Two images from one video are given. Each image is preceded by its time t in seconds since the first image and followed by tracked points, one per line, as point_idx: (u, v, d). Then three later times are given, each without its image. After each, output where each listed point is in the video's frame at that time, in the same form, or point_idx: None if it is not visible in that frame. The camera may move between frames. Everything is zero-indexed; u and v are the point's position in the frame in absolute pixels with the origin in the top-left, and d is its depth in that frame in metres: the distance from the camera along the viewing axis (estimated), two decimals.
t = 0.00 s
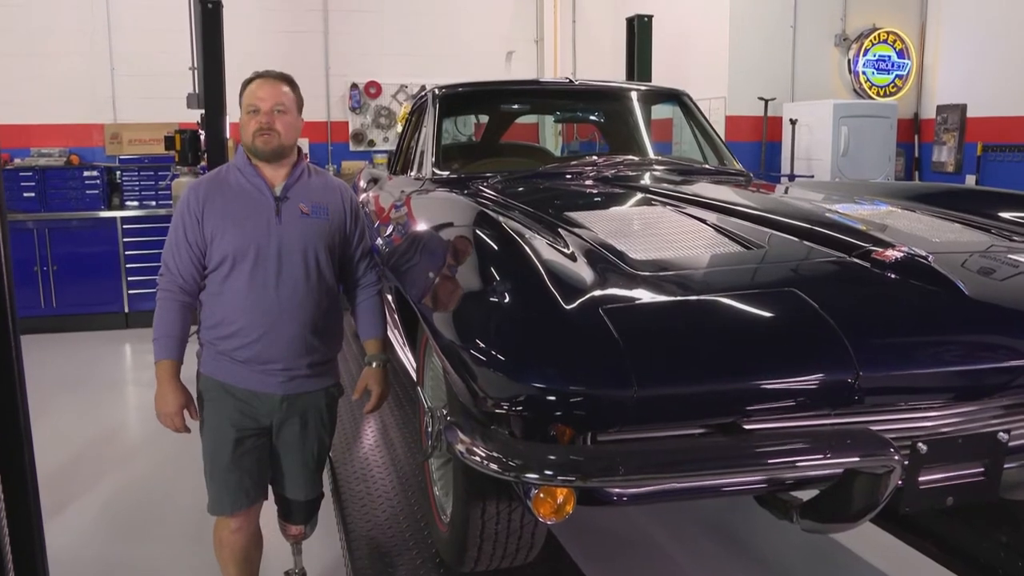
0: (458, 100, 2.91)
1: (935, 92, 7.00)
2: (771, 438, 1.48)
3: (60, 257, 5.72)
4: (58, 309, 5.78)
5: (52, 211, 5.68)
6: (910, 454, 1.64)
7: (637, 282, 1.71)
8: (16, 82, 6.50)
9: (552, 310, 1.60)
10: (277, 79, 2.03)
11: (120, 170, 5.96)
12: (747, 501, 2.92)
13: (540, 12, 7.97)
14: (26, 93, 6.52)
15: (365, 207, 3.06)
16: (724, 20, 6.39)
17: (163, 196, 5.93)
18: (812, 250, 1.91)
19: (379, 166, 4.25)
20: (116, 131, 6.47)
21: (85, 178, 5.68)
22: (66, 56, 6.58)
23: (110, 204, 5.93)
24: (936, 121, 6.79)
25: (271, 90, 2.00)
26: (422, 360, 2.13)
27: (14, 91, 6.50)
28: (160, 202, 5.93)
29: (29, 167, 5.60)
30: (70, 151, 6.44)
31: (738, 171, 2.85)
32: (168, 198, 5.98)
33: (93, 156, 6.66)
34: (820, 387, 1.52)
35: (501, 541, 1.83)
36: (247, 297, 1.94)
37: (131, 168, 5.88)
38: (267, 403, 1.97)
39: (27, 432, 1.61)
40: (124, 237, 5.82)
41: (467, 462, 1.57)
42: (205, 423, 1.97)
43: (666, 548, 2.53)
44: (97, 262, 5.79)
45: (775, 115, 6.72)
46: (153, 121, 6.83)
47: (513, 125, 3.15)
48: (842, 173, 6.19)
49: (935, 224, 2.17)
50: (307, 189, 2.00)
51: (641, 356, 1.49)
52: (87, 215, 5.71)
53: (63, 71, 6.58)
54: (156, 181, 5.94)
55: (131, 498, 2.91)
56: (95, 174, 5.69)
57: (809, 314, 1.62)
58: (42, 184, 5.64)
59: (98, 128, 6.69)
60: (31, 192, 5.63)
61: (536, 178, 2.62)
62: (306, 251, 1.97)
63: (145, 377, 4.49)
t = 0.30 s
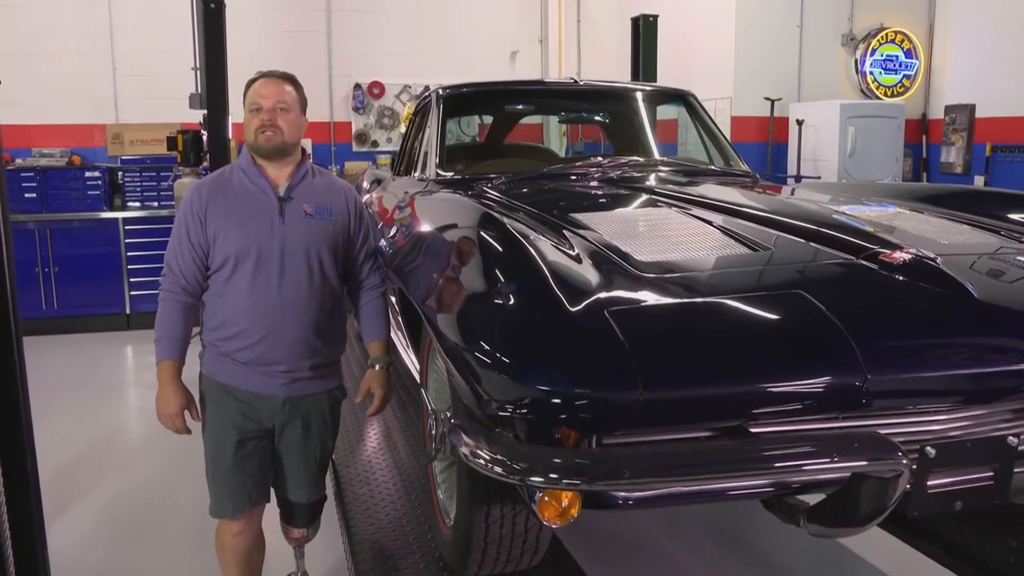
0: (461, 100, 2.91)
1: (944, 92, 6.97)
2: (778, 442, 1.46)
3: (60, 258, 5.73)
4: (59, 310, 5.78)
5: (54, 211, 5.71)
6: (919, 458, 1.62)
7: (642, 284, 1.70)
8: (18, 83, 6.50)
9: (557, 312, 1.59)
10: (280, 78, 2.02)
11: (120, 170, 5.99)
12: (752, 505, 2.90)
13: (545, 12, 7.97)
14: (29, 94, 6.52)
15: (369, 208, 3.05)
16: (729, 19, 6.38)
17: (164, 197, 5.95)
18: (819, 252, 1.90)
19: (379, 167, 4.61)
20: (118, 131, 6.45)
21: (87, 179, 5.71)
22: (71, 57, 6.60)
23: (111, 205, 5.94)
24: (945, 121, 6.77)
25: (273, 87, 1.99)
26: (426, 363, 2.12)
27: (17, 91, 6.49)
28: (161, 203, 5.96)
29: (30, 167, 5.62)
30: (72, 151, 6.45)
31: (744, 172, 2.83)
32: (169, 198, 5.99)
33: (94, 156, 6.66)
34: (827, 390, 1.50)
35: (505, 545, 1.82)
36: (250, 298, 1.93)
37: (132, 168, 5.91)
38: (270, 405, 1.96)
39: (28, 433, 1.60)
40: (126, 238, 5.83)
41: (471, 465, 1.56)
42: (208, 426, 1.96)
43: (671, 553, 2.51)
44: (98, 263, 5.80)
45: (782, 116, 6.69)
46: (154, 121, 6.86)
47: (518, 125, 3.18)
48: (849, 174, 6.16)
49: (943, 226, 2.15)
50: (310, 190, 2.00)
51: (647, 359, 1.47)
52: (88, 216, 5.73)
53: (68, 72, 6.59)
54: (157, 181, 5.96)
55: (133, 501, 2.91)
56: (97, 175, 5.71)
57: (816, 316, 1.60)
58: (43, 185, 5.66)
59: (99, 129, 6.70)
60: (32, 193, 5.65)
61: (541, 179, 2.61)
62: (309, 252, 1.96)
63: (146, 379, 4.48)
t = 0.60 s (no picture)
0: (466, 101, 2.89)
1: (952, 93, 6.95)
2: (785, 446, 1.44)
3: (61, 260, 5.74)
4: (60, 312, 5.80)
5: (56, 213, 5.70)
6: (929, 462, 1.61)
7: (648, 286, 1.68)
8: (24, 84, 6.53)
9: (563, 315, 1.58)
10: (283, 79, 2.02)
11: (123, 171, 5.98)
12: (757, 510, 2.87)
13: (549, 13, 7.96)
14: (34, 96, 6.55)
15: (372, 209, 3.04)
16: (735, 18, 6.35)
17: (167, 199, 5.93)
18: (826, 255, 1.88)
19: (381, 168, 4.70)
20: (120, 132, 6.60)
21: (89, 180, 5.70)
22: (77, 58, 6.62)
23: (115, 207, 5.94)
24: (954, 122, 6.73)
25: (277, 89, 1.98)
26: (430, 366, 2.11)
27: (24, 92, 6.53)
28: (163, 205, 5.93)
29: (32, 168, 5.61)
30: (74, 153, 6.51)
31: (751, 174, 2.81)
32: (172, 200, 5.97)
33: (96, 158, 6.70)
34: (835, 395, 1.48)
35: (510, 549, 1.80)
36: (253, 300, 1.92)
37: (135, 170, 5.88)
38: (274, 408, 1.95)
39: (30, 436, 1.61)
40: (126, 240, 5.84)
41: (475, 469, 1.54)
42: (211, 429, 1.95)
43: (676, 557, 2.50)
44: (98, 265, 5.80)
45: (789, 116, 6.67)
46: (155, 122, 6.88)
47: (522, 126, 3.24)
48: (857, 175, 6.13)
49: (952, 228, 2.13)
50: (314, 191, 1.99)
51: (653, 362, 1.45)
52: (90, 217, 5.72)
53: (71, 74, 6.61)
54: (160, 183, 5.93)
55: (135, 505, 2.89)
56: (99, 176, 5.72)
57: (823, 319, 1.58)
58: (45, 186, 5.66)
59: (102, 130, 6.73)
60: (33, 194, 5.64)
61: (546, 181, 2.59)
62: (313, 254, 1.95)
63: (148, 381, 4.48)
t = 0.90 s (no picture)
0: (471, 104, 2.88)
1: (963, 95, 6.93)
2: (793, 452, 1.42)
3: (62, 262, 5.73)
4: (61, 315, 5.79)
5: (56, 215, 5.70)
6: (940, 470, 1.59)
7: (654, 290, 1.66)
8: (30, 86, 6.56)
9: (569, 319, 1.56)
10: (290, 83, 1.99)
11: (125, 174, 6.00)
12: (764, 516, 2.85)
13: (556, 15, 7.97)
14: (41, 99, 6.59)
15: (376, 213, 3.03)
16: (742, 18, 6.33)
17: (169, 201, 5.95)
18: (835, 259, 1.85)
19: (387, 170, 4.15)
20: (123, 134, 6.59)
21: (90, 183, 5.73)
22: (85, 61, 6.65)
23: (116, 210, 5.97)
24: (964, 124, 6.68)
25: (286, 96, 1.96)
26: (435, 371, 2.09)
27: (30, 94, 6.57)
28: (166, 207, 5.96)
29: (34, 171, 5.62)
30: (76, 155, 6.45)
31: (758, 177, 2.79)
32: (174, 203, 5.99)
33: (98, 160, 6.67)
34: (844, 400, 1.46)
35: (515, 556, 1.78)
36: (257, 304, 1.91)
37: (137, 172, 5.92)
38: (277, 413, 1.94)
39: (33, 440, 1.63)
40: (130, 243, 5.82)
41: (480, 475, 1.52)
42: (214, 433, 1.94)
43: (683, 564, 2.48)
44: (99, 267, 5.79)
45: (796, 119, 6.65)
46: (159, 124, 6.86)
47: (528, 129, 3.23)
48: (867, 179, 6.09)
49: (962, 232, 2.11)
50: (318, 195, 1.98)
51: (660, 367, 1.44)
52: (91, 219, 5.71)
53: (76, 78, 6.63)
54: (162, 185, 5.96)
55: (137, 510, 2.88)
56: (101, 179, 5.74)
57: (832, 324, 1.56)
58: (47, 189, 5.67)
59: (104, 132, 6.67)
60: (35, 197, 5.65)
61: (552, 184, 2.58)
62: (317, 258, 1.94)
63: (149, 386, 4.47)
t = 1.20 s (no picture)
0: (477, 107, 2.87)
1: (974, 97, 6.89)
2: (802, 459, 1.40)
3: (66, 265, 5.71)
4: (64, 319, 5.78)
5: (60, 219, 5.68)
6: (953, 478, 1.57)
7: (662, 295, 1.65)
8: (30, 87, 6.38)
9: (576, 324, 1.54)
10: (296, 86, 1.99)
11: (130, 177, 6.02)
12: (773, 523, 2.82)
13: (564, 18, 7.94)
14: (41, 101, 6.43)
15: (382, 216, 3.02)
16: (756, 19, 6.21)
17: (173, 204, 5.96)
18: (845, 263, 1.83)
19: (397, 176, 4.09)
20: (127, 137, 6.31)
21: (94, 186, 5.69)
22: (89, 59, 6.50)
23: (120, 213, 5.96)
24: (977, 127, 6.64)
25: (292, 99, 1.95)
26: (441, 376, 2.08)
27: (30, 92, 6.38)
28: (170, 211, 5.96)
29: (37, 174, 5.60)
30: (80, 159, 6.29)
31: (767, 180, 2.77)
32: (178, 206, 5.99)
33: (102, 163, 6.54)
34: (855, 407, 1.44)
35: (522, 563, 1.76)
36: (262, 308, 1.90)
37: (141, 175, 5.94)
38: (282, 418, 1.93)
39: (37, 447, 1.63)
40: (133, 247, 5.81)
41: (487, 480, 1.50)
42: (218, 439, 1.93)
43: (692, 572, 2.45)
44: (103, 271, 5.77)
45: (806, 122, 6.61)
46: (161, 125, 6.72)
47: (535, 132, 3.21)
48: (876, 181, 6.09)
49: (975, 237, 2.08)
50: (323, 199, 1.97)
51: (669, 373, 1.42)
52: (95, 222, 5.69)
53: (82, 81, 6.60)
54: (166, 189, 5.98)
55: (141, 515, 2.87)
56: (105, 182, 5.70)
57: (842, 330, 1.54)
58: (50, 192, 5.64)
59: (108, 135, 6.56)
60: (38, 200, 5.62)
61: (559, 188, 2.56)
62: (322, 262, 1.93)
63: (152, 391, 4.46)
